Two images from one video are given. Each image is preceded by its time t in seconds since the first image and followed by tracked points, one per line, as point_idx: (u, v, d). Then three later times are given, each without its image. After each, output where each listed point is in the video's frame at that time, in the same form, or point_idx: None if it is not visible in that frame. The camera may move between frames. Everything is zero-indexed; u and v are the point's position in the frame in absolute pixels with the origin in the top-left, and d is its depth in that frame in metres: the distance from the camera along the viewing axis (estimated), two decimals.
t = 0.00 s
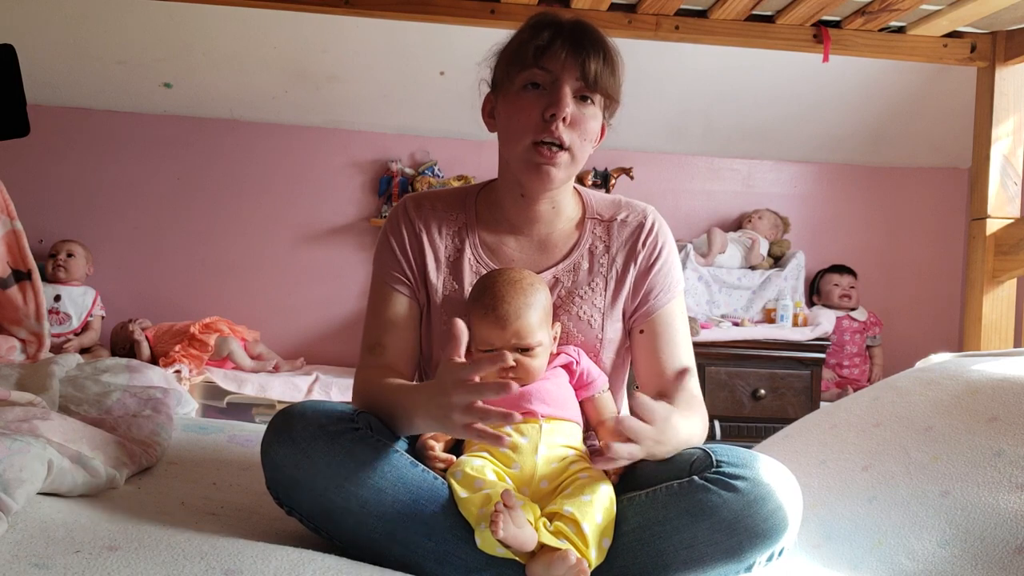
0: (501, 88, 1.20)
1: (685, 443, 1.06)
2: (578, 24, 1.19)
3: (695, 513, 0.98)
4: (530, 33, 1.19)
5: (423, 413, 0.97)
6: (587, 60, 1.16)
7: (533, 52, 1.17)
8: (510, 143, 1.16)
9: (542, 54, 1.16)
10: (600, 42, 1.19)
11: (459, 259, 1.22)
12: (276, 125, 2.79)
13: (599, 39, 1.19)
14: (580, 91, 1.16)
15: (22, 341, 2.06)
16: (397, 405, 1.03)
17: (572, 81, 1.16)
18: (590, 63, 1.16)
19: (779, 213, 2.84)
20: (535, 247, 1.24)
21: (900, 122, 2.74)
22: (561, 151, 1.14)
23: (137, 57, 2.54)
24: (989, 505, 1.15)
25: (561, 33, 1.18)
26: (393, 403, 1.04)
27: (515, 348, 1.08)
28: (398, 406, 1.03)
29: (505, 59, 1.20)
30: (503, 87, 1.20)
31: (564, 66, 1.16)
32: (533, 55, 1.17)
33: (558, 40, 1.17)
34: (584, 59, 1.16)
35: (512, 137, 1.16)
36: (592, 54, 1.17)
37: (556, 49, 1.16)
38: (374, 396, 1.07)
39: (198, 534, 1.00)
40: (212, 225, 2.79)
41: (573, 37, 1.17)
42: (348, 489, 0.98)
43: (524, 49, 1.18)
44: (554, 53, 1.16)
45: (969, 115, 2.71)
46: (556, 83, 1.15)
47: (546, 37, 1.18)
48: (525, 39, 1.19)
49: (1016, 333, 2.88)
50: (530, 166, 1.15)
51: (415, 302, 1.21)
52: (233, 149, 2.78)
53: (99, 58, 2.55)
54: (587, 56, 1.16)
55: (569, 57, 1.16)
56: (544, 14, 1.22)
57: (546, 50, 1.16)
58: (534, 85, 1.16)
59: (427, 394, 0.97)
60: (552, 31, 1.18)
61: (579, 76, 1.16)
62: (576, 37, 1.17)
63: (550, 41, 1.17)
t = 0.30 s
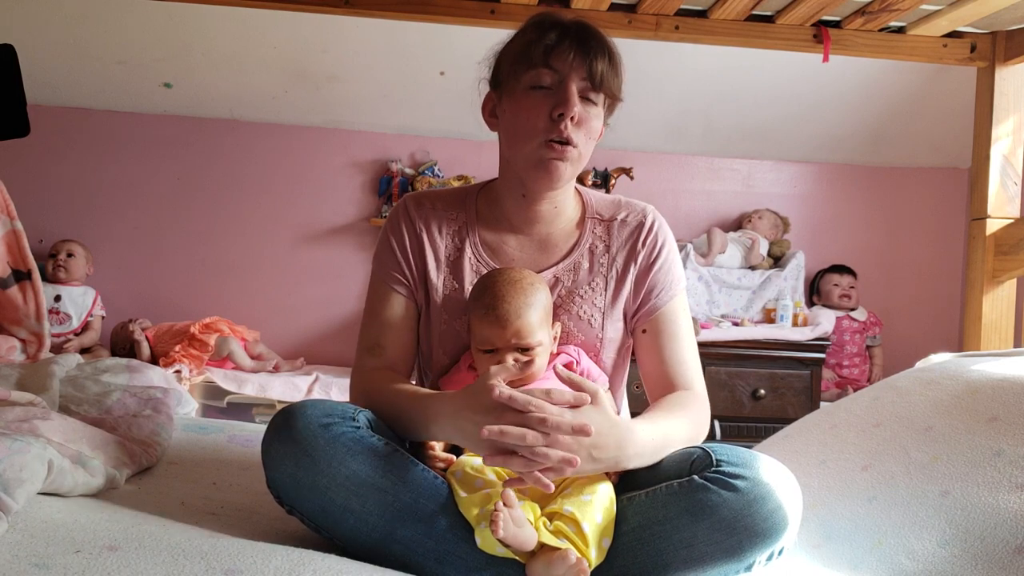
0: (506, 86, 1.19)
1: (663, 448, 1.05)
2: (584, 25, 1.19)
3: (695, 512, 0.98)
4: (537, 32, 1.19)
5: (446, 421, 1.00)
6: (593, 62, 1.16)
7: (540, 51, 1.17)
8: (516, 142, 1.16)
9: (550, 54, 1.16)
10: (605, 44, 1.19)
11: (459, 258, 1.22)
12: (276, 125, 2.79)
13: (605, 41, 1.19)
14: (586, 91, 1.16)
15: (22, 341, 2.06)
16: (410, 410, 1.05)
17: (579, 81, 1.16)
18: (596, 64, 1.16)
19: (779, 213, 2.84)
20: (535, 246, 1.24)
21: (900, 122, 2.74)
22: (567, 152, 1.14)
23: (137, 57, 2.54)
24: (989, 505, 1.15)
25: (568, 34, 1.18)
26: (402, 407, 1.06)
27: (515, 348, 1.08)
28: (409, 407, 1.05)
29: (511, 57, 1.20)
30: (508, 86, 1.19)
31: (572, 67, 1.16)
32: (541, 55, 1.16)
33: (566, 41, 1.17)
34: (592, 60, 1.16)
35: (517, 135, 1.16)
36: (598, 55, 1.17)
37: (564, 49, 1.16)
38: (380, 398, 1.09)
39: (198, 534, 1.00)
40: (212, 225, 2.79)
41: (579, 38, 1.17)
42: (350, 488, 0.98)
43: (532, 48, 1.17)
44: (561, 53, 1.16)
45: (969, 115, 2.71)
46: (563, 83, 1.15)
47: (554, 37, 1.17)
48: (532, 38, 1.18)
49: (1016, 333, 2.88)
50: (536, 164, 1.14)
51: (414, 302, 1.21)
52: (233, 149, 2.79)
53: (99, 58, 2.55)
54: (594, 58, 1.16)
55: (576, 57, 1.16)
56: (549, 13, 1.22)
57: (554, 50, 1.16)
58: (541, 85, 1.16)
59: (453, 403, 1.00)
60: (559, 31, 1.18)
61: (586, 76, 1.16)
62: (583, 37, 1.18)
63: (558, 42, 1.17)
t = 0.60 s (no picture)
0: (504, 86, 1.20)
1: (667, 445, 1.05)
2: (580, 24, 1.19)
3: (695, 512, 0.98)
4: (532, 31, 1.19)
5: (449, 421, 1.00)
6: (588, 59, 1.16)
7: (535, 50, 1.17)
8: (512, 141, 1.16)
9: (544, 52, 1.17)
10: (600, 42, 1.19)
11: (459, 259, 1.22)
12: (276, 125, 2.79)
13: (600, 38, 1.19)
14: (581, 89, 1.16)
15: (23, 341, 2.06)
16: (411, 411, 1.05)
17: (574, 79, 1.16)
18: (591, 62, 1.16)
19: (779, 213, 2.84)
20: (535, 247, 1.24)
21: (900, 122, 2.74)
22: (563, 150, 1.14)
23: (137, 57, 2.54)
24: (989, 505, 1.15)
25: (563, 32, 1.18)
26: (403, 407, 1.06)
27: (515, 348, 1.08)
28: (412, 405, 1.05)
29: (507, 58, 1.21)
30: (505, 86, 1.20)
31: (566, 64, 1.16)
32: (536, 54, 1.17)
33: (560, 38, 1.17)
34: (586, 57, 1.16)
35: (514, 134, 1.16)
36: (593, 53, 1.17)
37: (558, 47, 1.16)
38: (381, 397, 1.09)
39: (198, 534, 1.00)
40: (212, 225, 2.80)
41: (574, 36, 1.18)
42: (349, 488, 0.98)
43: (527, 47, 1.18)
44: (556, 51, 1.16)
45: (968, 115, 2.72)
46: (558, 81, 1.16)
47: (549, 36, 1.18)
48: (527, 37, 1.19)
49: (1016, 333, 2.88)
50: (532, 162, 1.14)
51: (414, 303, 1.21)
52: (233, 149, 2.79)
53: (99, 58, 2.55)
54: (589, 55, 1.16)
55: (571, 55, 1.16)
56: (546, 13, 1.22)
57: (548, 48, 1.17)
58: (536, 84, 1.16)
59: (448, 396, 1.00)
60: (554, 29, 1.18)
61: (581, 74, 1.16)
62: (578, 35, 1.18)
63: (553, 40, 1.17)
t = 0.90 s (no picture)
0: (496, 89, 1.21)
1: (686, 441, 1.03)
2: (565, 19, 1.20)
3: (695, 512, 0.98)
4: (518, 32, 1.20)
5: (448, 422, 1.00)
6: (575, 52, 1.16)
7: (521, 49, 1.18)
8: (507, 142, 1.17)
9: (529, 49, 1.17)
10: (588, 33, 1.19)
11: (459, 259, 1.22)
12: (276, 125, 2.79)
13: (587, 30, 1.19)
14: (571, 82, 1.16)
15: (22, 341, 2.06)
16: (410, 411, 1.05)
17: (562, 72, 1.16)
18: (577, 54, 1.16)
19: (779, 213, 2.85)
20: (535, 248, 1.24)
21: (900, 122, 2.74)
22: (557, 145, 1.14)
23: (137, 57, 2.54)
24: (989, 505, 1.15)
25: (547, 28, 1.19)
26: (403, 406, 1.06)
27: (515, 348, 1.09)
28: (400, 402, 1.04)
29: (497, 60, 1.22)
30: (497, 89, 1.21)
31: (553, 59, 1.16)
32: (522, 53, 1.18)
33: (545, 35, 1.18)
34: (573, 50, 1.16)
35: (507, 134, 1.17)
36: (580, 46, 1.17)
37: (543, 43, 1.17)
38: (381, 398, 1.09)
39: (198, 534, 1.00)
40: (212, 225, 2.80)
41: (559, 31, 1.18)
42: (349, 490, 0.98)
43: (514, 49, 1.19)
44: (541, 47, 1.17)
45: (969, 115, 2.71)
46: (546, 76, 1.16)
47: (532, 33, 1.19)
48: (513, 39, 1.20)
49: (1016, 333, 2.88)
50: (527, 159, 1.15)
51: (415, 304, 1.22)
52: (233, 149, 2.78)
53: (99, 58, 2.55)
54: (575, 47, 1.16)
55: (556, 50, 1.17)
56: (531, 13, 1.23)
57: (533, 45, 1.17)
58: (526, 81, 1.17)
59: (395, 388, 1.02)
60: (538, 27, 1.19)
61: (569, 67, 1.16)
62: (563, 30, 1.18)
63: (537, 37, 1.18)
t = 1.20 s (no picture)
0: (494, 95, 1.20)
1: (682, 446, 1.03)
2: (560, 22, 1.19)
3: (695, 512, 0.98)
4: (515, 37, 1.19)
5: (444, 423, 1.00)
6: (573, 59, 1.16)
7: (518, 57, 1.17)
8: (507, 151, 1.17)
9: (527, 57, 1.17)
10: (585, 38, 1.18)
11: (460, 258, 1.22)
12: (276, 125, 2.79)
13: (583, 34, 1.18)
14: (570, 90, 1.16)
15: (22, 341, 2.06)
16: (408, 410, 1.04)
17: (561, 80, 1.16)
18: (576, 62, 1.16)
19: (779, 213, 2.85)
20: (535, 247, 1.24)
21: (899, 122, 2.74)
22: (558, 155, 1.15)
23: (137, 57, 2.54)
24: (989, 505, 1.15)
25: (543, 34, 1.18)
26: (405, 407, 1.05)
27: (515, 348, 1.09)
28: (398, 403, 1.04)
29: (493, 66, 1.21)
30: (495, 95, 1.20)
31: (552, 67, 1.16)
32: (520, 61, 1.17)
33: (543, 42, 1.17)
34: (571, 58, 1.16)
35: (507, 143, 1.17)
36: (578, 52, 1.16)
37: (541, 51, 1.16)
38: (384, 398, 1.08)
39: (198, 534, 1.00)
40: (212, 224, 2.80)
41: (557, 37, 1.17)
42: (349, 489, 0.98)
43: (511, 55, 1.18)
44: (539, 55, 1.16)
45: (969, 115, 2.72)
46: (545, 85, 1.16)
47: (529, 41, 1.18)
48: (510, 45, 1.19)
49: (1016, 332, 2.88)
50: (529, 169, 1.15)
51: (416, 302, 1.22)
52: (233, 149, 2.78)
53: (99, 58, 2.55)
54: (573, 55, 1.16)
55: (554, 58, 1.16)
56: (526, 15, 1.22)
57: (531, 53, 1.16)
58: (525, 90, 1.17)
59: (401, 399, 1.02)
60: (535, 33, 1.18)
61: (567, 75, 1.16)
62: (561, 36, 1.17)
63: (535, 44, 1.17)
